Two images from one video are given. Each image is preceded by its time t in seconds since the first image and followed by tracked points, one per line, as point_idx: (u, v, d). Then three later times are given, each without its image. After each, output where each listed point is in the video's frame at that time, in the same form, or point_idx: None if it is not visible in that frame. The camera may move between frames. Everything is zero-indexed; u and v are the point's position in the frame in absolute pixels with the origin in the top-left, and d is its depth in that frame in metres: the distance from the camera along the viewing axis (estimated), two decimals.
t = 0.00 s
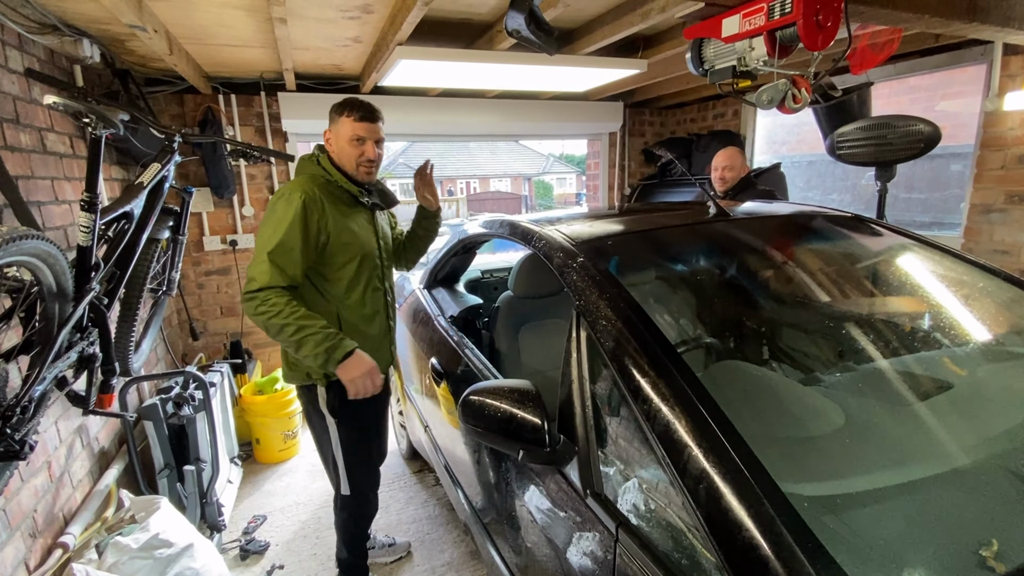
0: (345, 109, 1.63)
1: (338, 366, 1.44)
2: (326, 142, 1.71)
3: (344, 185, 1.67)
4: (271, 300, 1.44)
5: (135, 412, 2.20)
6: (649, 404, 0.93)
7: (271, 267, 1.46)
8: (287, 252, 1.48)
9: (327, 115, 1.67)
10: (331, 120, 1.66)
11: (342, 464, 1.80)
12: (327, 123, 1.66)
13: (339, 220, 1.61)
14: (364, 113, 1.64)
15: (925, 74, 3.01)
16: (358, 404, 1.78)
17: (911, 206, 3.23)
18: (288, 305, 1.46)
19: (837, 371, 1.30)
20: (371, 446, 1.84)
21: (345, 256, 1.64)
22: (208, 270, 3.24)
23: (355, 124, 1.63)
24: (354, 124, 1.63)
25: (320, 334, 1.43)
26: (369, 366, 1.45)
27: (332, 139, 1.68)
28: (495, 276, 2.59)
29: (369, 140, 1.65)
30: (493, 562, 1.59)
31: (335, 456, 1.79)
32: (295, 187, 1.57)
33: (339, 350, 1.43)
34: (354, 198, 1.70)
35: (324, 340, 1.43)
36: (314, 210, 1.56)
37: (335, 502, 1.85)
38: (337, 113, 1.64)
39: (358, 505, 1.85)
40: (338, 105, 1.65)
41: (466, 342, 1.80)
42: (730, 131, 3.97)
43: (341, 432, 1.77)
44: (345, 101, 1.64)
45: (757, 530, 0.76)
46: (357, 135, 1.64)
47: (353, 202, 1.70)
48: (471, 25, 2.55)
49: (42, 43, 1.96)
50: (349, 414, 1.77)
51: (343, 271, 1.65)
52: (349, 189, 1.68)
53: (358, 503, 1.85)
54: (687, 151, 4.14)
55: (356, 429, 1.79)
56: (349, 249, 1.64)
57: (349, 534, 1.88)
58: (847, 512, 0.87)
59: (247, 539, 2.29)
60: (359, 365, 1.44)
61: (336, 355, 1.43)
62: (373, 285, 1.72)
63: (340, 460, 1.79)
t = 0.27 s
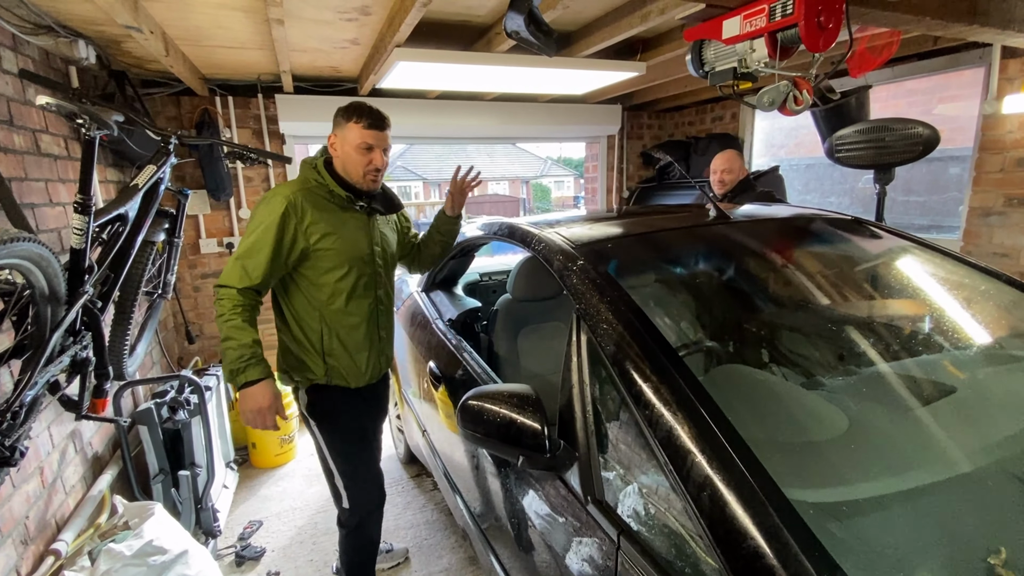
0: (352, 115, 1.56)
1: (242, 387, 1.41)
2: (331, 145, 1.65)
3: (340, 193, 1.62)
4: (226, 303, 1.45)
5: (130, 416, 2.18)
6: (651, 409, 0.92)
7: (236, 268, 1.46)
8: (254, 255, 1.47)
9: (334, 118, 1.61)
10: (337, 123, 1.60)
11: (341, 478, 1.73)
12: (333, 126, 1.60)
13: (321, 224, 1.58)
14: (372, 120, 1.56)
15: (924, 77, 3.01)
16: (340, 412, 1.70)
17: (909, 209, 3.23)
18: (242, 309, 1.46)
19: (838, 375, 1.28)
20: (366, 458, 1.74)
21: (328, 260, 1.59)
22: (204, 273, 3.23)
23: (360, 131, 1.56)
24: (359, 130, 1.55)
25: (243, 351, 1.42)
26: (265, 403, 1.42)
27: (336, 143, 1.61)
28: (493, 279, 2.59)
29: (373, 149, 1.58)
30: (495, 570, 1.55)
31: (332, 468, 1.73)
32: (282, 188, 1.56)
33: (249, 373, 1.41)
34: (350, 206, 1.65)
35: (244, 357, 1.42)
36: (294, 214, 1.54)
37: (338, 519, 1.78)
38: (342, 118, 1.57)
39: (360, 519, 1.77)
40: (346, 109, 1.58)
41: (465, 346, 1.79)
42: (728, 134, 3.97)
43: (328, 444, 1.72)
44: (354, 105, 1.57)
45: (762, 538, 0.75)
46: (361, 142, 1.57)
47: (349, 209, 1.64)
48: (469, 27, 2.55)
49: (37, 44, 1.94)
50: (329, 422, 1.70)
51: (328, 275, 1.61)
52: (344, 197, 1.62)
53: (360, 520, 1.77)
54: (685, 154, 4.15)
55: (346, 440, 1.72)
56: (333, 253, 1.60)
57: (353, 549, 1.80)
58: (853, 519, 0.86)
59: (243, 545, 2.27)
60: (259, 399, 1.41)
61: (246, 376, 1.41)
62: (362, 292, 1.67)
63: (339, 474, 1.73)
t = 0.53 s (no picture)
0: (333, 112, 1.39)
1: (259, 447, 1.38)
2: (312, 149, 1.48)
3: (330, 203, 1.45)
4: (226, 353, 1.33)
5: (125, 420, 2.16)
6: (653, 415, 0.90)
7: (231, 313, 1.32)
8: (248, 295, 1.32)
9: (312, 118, 1.44)
10: (317, 124, 1.42)
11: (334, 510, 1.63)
12: (314, 128, 1.43)
13: (316, 244, 1.42)
14: (356, 117, 1.40)
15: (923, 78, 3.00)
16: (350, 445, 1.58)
17: (909, 211, 3.23)
18: (244, 359, 1.34)
19: (840, 378, 1.26)
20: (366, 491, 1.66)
21: (328, 280, 1.45)
22: (201, 275, 3.23)
23: (345, 131, 1.39)
24: (344, 130, 1.39)
25: (253, 410, 1.34)
26: (288, 460, 1.41)
27: (319, 147, 1.45)
28: (492, 282, 2.57)
29: (362, 149, 1.41)
30: None
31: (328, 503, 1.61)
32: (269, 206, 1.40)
33: (267, 433, 1.37)
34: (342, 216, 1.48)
35: (255, 417, 1.35)
36: (286, 237, 1.37)
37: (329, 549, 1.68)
38: (323, 117, 1.40)
39: (353, 553, 1.69)
40: (325, 106, 1.41)
41: (464, 349, 1.77)
42: (727, 136, 3.97)
43: (330, 477, 1.60)
44: (334, 101, 1.40)
45: (767, 547, 0.73)
46: (348, 143, 1.40)
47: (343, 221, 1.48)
48: (468, 28, 2.54)
49: (32, 45, 1.93)
50: (334, 454, 1.57)
51: (330, 296, 1.46)
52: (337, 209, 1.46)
53: (351, 554, 1.68)
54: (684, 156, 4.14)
55: (349, 472, 1.62)
56: (332, 276, 1.45)
57: None
58: (859, 526, 0.85)
59: (240, 550, 2.24)
60: (279, 459, 1.40)
61: (259, 439, 1.37)
62: (367, 310, 1.52)
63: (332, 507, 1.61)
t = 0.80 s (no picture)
0: (322, 94, 1.28)
1: (280, 485, 1.24)
2: (299, 136, 1.36)
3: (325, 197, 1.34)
4: (228, 383, 1.16)
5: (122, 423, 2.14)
6: (653, 420, 0.88)
7: (229, 335, 1.15)
8: (249, 313, 1.16)
9: (298, 102, 1.32)
10: (305, 108, 1.31)
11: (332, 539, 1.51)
12: (301, 113, 1.31)
13: (317, 249, 1.29)
14: (347, 99, 1.29)
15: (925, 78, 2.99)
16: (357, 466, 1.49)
17: (911, 211, 3.21)
18: (248, 388, 1.18)
19: (843, 381, 1.24)
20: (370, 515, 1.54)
21: (330, 291, 1.33)
22: (199, 276, 3.24)
23: (337, 115, 1.28)
24: (335, 114, 1.28)
25: (268, 447, 1.19)
26: (315, 494, 1.29)
27: (308, 134, 1.33)
28: (491, 283, 2.56)
29: (357, 135, 1.31)
30: None
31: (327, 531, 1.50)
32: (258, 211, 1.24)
33: (288, 468, 1.23)
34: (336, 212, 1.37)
35: (272, 453, 1.20)
36: (284, 243, 1.23)
37: None
38: (311, 101, 1.29)
39: None
40: (312, 88, 1.29)
41: (462, 351, 1.76)
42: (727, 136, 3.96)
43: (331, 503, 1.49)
44: (322, 81, 1.28)
45: (771, 557, 0.72)
46: (341, 129, 1.30)
47: (339, 217, 1.37)
48: (466, 28, 2.52)
49: (27, 45, 1.91)
50: (341, 476, 1.47)
51: (331, 309, 1.34)
52: (335, 205, 1.35)
53: None
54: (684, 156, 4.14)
55: (350, 495, 1.51)
56: (333, 284, 1.33)
57: None
58: (864, 535, 0.83)
59: (237, 554, 2.22)
60: (305, 496, 1.27)
61: (280, 477, 1.23)
62: (371, 319, 1.42)
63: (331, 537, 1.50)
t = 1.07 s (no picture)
0: (319, 85, 1.27)
1: (288, 510, 1.15)
2: (294, 128, 1.35)
3: (323, 192, 1.33)
4: (233, 394, 1.12)
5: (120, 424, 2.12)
6: (654, 421, 0.87)
7: (232, 343, 1.12)
8: (253, 317, 1.13)
9: (293, 92, 1.31)
10: (301, 99, 1.30)
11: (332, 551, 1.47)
12: (297, 104, 1.30)
13: (318, 248, 1.27)
14: (344, 90, 1.28)
15: (925, 77, 2.98)
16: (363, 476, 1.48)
17: (911, 210, 3.20)
18: (254, 398, 1.14)
19: (844, 381, 1.24)
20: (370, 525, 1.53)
21: (334, 291, 1.31)
22: (197, 277, 3.24)
23: (334, 105, 1.28)
24: (332, 105, 1.27)
25: (275, 464, 1.12)
26: (328, 523, 1.18)
27: (303, 125, 1.32)
28: (491, 283, 2.55)
29: (354, 126, 1.31)
30: None
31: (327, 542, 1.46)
32: (254, 209, 1.21)
33: (297, 489, 1.14)
34: (334, 206, 1.37)
35: (279, 472, 1.13)
36: (285, 243, 1.21)
37: None
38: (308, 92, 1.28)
39: None
40: (309, 78, 1.28)
41: (461, 351, 1.75)
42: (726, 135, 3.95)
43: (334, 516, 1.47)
44: (318, 71, 1.28)
45: (772, 560, 0.71)
46: (338, 120, 1.29)
47: (336, 211, 1.37)
48: (465, 27, 2.51)
49: (23, 45, 1.90)
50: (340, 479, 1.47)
51: (337, 311, 1.32)
52: (335, 201, 1.35)
53: None
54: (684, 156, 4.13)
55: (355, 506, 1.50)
56: (336, 284, 1.31)
57: None
58: (867, 538, 0.82)
59: (236, 556, 2.21)
60: (316, 523, 1.17)
61: (288, 501, 1.14)
62: (376, 320, 1.40)
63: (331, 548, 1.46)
